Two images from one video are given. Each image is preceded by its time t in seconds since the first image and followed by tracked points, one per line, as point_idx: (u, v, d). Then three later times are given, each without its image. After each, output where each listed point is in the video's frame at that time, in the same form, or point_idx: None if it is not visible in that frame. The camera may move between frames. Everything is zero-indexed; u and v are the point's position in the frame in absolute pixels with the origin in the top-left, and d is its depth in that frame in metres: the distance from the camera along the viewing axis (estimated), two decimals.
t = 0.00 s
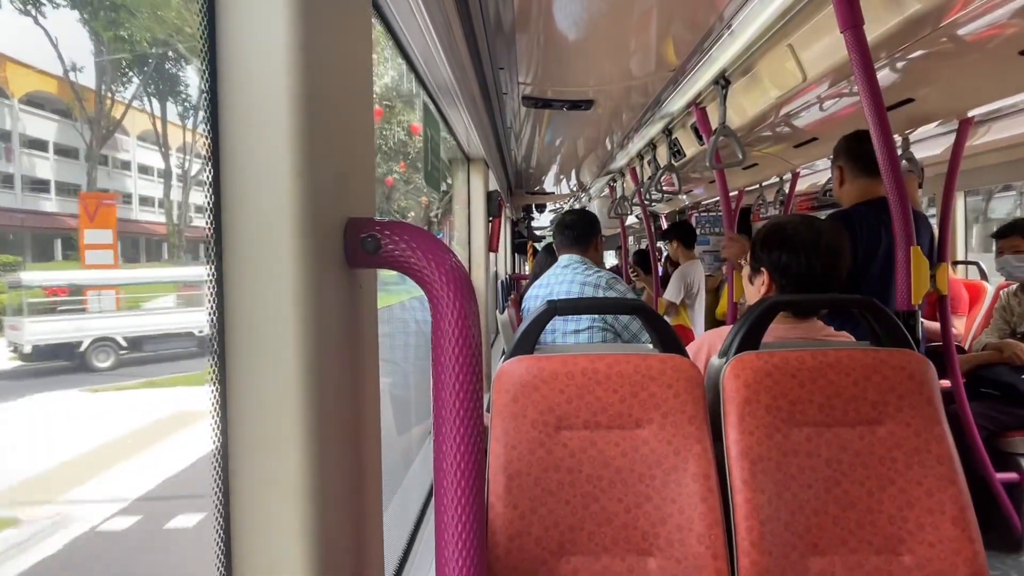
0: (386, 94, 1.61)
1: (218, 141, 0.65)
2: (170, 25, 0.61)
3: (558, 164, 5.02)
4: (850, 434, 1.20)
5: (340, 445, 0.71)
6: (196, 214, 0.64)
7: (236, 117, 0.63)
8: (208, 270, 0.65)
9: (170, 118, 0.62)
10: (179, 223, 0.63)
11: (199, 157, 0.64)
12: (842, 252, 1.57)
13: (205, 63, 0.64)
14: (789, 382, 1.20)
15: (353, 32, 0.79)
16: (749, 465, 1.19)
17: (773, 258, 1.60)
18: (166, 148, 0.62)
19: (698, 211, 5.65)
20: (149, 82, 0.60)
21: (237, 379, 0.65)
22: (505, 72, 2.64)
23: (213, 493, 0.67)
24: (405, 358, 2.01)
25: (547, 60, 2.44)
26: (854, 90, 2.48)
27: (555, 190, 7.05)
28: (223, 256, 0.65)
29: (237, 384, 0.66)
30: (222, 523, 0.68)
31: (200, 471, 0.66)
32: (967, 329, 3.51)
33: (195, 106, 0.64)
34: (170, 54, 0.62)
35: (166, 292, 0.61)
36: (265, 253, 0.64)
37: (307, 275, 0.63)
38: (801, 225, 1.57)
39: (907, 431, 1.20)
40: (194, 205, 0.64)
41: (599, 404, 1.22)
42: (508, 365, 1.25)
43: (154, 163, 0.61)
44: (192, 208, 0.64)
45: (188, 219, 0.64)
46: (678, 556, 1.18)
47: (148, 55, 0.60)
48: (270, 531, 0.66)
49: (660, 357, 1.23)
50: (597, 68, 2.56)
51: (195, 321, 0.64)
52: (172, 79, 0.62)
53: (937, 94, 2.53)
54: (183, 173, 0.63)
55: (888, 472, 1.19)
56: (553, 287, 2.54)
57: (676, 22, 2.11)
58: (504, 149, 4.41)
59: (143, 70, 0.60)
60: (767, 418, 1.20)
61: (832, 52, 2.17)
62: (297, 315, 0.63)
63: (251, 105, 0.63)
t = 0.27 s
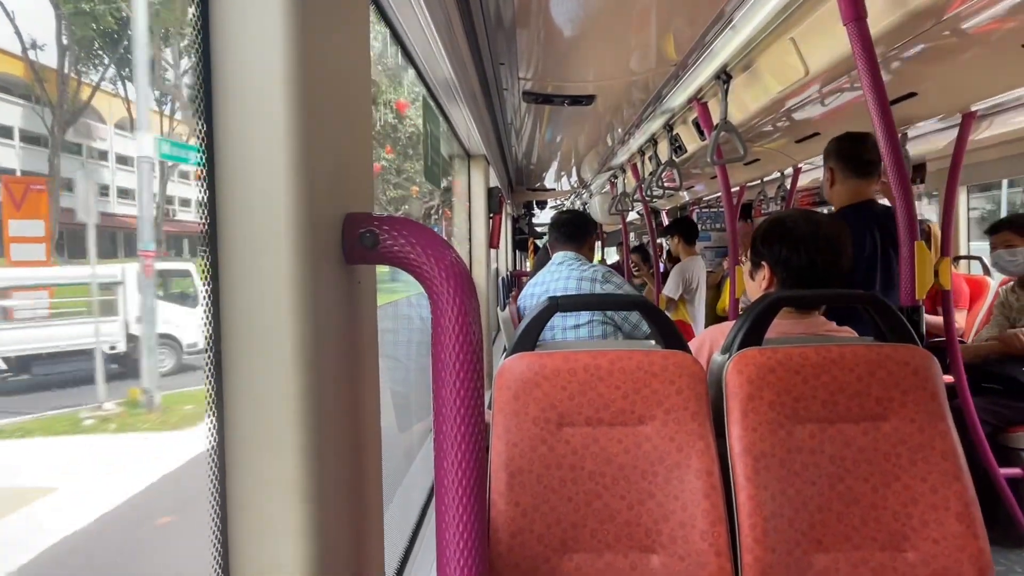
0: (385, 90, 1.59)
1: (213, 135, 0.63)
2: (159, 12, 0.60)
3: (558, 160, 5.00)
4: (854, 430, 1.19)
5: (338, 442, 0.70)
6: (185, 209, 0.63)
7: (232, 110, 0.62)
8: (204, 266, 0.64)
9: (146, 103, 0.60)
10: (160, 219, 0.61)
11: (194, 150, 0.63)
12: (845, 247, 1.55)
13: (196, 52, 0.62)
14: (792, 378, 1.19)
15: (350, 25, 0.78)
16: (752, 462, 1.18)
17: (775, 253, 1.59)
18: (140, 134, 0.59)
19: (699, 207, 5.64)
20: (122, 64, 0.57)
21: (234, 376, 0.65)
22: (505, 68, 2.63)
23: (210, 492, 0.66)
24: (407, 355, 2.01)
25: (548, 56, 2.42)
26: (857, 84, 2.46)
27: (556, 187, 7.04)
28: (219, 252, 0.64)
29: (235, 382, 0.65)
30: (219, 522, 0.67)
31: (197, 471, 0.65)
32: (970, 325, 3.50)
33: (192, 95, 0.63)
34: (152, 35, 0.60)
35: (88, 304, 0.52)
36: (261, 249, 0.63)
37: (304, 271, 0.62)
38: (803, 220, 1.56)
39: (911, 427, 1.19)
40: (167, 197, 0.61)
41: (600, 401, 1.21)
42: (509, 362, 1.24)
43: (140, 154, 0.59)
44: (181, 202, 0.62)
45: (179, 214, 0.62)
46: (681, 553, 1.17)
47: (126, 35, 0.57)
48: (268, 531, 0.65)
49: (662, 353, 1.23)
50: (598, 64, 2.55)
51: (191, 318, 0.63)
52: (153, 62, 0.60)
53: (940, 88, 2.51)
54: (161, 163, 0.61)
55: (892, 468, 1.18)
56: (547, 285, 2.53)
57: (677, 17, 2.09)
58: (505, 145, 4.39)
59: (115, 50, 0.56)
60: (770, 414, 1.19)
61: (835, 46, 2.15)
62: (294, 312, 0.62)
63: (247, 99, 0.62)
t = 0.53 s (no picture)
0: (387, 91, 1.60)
1: (218, 135, 0.63)
2: (164, 11, 0.60)
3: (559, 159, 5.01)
4: (856, 428, 1.19)
5: (343, 442, 0.70)
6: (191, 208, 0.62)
7: (237, 111, 0.62)
8: (210, 266, 0.64)
9: (118, 91, 0.54)
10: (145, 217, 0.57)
11: (200, 150, 0.63)
12: (845, 245, 1.55)
13: (202, 55, 0.63)
14: (794, 377, 1.20)
15: (352, 28, 0.78)
16: (754, 461, 1.18)
17: (776, 252, 1.59)
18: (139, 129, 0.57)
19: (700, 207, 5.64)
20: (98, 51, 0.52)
21: (239, 378, 0.65)
22: (506, 68, 2.63)
23: (216, 493, 0.67)
24: (410, 355, 2.01)
25: (549, 57, 2.44)
26: (857, 83, 2.47)
27: (557, 186, 7.04)
28: (224, 252, 0.64)
29: (239, 383, 0.65)
30: (225, 523, 0.67)
31: (202, 473, 0.65)
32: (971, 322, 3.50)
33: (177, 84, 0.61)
34: (122, 17, 0.55)
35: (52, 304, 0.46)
36: (265, 250, 0.63)
37: (308, 272, 0.63)
38: (804, 218, 1.56)
39: (913, 425, 1.19)
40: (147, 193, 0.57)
41: (603, 400, 1.21)
42: (512, 362, 1.24)
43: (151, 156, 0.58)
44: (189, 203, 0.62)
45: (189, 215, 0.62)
46: (684, 552, 1.17)
47: (94, 18, 0.52)
48: (274, 532, 0.65)
49: (664, 352, 1.23)
50: (598, 64, 2.55)
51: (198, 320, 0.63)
52: (128, 49, 0.55)
53: (940, 87, 2.52)
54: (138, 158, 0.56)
55: (894, 465, 1.18)
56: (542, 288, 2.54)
57: (678, 16, 2.09)
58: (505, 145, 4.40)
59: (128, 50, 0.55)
60: (772, 413, 1.19)
61: (835, 45, 2.15)
62: (299, 314, 0.63)
63: (251, 99, 0.62)
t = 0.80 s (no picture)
0: (386, 89, 1.60)
1: (214, 134, 0.63)
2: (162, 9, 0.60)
3: (559, 157, 5.00)
4: (857, 425, 1.19)
5: (342, 441, 0.70)
6: (185, 206, 0.62)
7: (233, 110, 0.62)
8: (206, 265, 0.64)
9: (87, 77, 0.51)
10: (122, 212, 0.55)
11: (195, 148, 0.63)
12: (846, 242, 1.55)
13: (198, 50, 0.62)
14: (795, 375, 1.19)
15: (350, 26, 0.78)
16: (754, 459, 1.18)
17: (777, 250, 1.59)
18: (134, 128, 0.57)
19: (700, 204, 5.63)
20: (65, 33, 0.49)
21: (237, 377, 0.65)
22: (505, 66, 2.63)
23: (215, 492, 0.67)
24: (410, 354, 2.01)
25: (548, 54, 2.43)
26: (857, 80, 2.46)
27: (557, 184, 7.04)
28: (221, 251, 0.64)
29: (238, 382, 0.65)
30: (224, 521, 0.67)
31: (201, 472, 0.65)
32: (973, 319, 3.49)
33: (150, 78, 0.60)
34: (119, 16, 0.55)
35: None
36: (263, 249, 0.63)
37: (306, 271, 0.63)
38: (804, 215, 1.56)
39: (914, 423, 1.19)
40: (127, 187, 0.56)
41: (603, 398, 1.21)
42: (512, 360, 1.24)
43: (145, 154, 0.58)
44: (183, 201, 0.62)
45: (185, 213, 0.62)
46: (684, 550, 1.17)
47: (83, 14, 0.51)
48: (273, 531, 0.65)
49: (664, 350, 1.23)
50: (597, 61, 2.54)
51: (194, 318, 0.63)
52: (96, 28, 0.52)
53: (941, 83, 2.51)
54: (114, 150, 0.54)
55: (895, 463, 1.18)
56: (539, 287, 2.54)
57: (678, 14, 2.08)
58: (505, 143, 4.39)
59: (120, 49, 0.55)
60: (772, 411, 1.19)
61: (835, 42, 2.15)
62: (297, 313, 0.63)
63: (248, 98, 0.62)
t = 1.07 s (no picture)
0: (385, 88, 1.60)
1: (213, 133, 0.64)
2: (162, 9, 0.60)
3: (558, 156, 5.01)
4: (854, 423, 1.19)
5: (341, 439, 0.71)
6: (166, 203, 0.60)
7: (232, 109, 0.62)
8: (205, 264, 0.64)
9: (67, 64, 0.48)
10: (95, 209, 0.51)
11: (194, 148, 0.63)
12: (844, 241, 1.55)
13: (197, 49, 0.62)
14: (793, 373, 1.20)
15: (348, 25, 0.78)
16: (753, 457, 1.18)
17: (776, 248, 1.59)
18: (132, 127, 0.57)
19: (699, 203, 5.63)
20: (25, 13, 0.44)
21: (236, 376, 0.65)
22: (504, 65, 2.63)
23: (215, 492, 0.67)
24: (409, 353, 2.01)
25: (547, 53, 2.43)
26: (855, 78, 2.46)
27: (556, 183, 7.04)
28: (220, 250, 0.64)
29: (237, 381, 0.65)
30: (223, 520, 0.67)
31: (201, 471, 0.65)
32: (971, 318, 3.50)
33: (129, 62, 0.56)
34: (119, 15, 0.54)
35: None
36: (262, 248, 0.63)
37: (305, 270, 0.63)
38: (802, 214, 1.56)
39: (912, 421, 1.19)
40: (102, 182, 0.52)
41: (602, 397, 1.21)
42: (511, 359, 1.24)
43: (144, 153, 0.58)
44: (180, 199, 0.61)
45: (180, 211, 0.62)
46: (682, 548, 1.18)
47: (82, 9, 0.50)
48: (272, 530, 0.65)
49: (663, 349, 1.23)
50: (596, 60, 2.54)
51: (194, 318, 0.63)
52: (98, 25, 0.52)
53: (939, 82, 2.51)
54: (90, 143, 0.51)
55: (893, 460, 1.18)
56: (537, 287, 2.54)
57: (676, 12, 2.09)
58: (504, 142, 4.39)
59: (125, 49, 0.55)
60: (770, 409, 1.19)
61: (833, 40, 2.15)
62: (295, 312, 0.63)
63: (247, 97, 0.62)
